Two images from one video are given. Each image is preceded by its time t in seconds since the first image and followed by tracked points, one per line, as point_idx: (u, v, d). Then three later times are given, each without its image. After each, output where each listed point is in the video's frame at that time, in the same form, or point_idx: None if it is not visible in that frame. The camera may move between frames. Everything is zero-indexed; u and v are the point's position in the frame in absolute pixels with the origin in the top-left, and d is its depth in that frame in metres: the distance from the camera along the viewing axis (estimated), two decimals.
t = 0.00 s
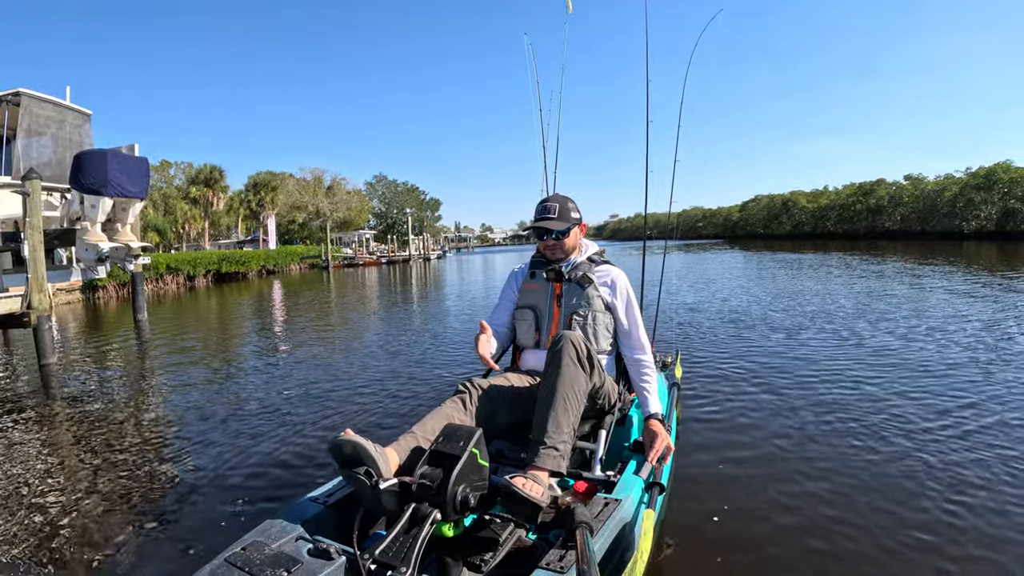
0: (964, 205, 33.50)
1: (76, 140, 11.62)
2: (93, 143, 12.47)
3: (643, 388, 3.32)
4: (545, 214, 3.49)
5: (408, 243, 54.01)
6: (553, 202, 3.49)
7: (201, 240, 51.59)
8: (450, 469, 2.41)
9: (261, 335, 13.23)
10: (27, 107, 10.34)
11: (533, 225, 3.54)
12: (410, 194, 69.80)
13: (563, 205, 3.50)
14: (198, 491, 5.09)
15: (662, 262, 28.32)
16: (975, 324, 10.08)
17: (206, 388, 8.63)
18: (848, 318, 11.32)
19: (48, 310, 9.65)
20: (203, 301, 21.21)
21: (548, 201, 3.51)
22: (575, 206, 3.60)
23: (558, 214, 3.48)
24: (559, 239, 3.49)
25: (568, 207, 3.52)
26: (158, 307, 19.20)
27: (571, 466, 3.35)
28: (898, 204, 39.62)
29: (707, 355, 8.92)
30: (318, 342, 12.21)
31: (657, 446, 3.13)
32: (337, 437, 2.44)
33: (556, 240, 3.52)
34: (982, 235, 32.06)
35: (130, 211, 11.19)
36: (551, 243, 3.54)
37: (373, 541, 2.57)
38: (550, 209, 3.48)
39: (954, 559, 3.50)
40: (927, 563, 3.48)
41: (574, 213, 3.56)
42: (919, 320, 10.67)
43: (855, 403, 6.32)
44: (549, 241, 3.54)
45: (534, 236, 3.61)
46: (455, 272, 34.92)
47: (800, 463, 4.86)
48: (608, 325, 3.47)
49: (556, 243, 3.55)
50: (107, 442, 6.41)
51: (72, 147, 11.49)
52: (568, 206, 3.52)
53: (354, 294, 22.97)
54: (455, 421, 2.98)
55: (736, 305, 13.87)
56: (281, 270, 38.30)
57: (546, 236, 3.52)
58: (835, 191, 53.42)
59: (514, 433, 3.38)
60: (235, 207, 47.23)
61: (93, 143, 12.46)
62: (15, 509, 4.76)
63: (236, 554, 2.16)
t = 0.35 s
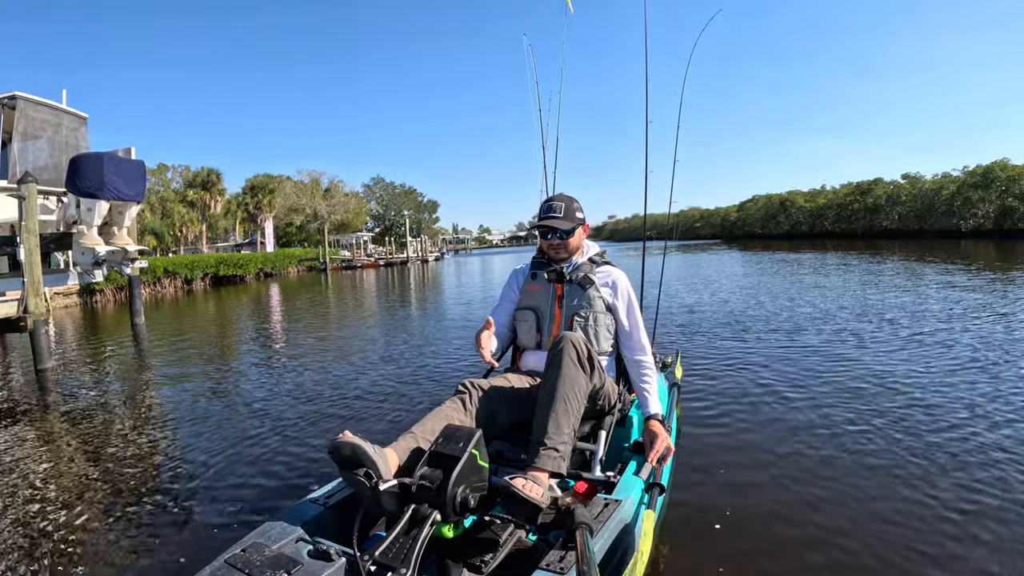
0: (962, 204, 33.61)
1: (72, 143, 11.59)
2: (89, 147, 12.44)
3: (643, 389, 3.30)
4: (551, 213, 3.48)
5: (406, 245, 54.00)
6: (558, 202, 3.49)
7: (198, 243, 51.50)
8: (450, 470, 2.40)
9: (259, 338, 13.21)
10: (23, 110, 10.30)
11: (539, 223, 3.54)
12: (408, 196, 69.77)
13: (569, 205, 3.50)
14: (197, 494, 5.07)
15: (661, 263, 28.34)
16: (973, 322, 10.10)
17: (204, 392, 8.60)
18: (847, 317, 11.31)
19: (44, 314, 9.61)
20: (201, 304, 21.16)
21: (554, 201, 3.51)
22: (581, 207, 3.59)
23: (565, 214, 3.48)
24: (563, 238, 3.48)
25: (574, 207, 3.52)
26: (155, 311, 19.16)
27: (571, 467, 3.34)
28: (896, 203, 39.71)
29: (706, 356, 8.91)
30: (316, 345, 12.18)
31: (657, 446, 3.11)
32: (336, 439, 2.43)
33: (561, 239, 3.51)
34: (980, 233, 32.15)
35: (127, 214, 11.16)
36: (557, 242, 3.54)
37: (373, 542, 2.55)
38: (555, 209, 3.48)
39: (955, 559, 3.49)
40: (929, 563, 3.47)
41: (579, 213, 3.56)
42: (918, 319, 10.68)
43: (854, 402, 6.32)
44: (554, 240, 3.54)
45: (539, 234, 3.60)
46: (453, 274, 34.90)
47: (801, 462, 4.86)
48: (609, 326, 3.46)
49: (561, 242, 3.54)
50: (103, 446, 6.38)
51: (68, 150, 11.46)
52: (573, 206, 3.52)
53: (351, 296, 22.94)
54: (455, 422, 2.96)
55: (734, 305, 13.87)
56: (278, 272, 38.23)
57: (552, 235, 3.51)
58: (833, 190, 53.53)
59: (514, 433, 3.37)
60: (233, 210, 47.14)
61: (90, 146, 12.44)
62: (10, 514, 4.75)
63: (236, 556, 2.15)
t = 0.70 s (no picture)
0: (959, 205, 33.76)
1: (67, 140, 11.52)
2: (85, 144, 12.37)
3: (643, 390, 3.30)
4: (552, 213, 3.48)
5: (403, 243, 53.90)
6: (559, 202, 3.49)
7: (194, 241, 51.27)
8: (450, 471, 2.40)
9: (255, 336, 13.16)
10: (19, 107, 10.23)
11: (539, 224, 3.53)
12: (405, 195, 69.63)
13: (569, 205, 3.50)
14: (193, 493, 5.05)
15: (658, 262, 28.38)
16: (969, 324, 10.16)
17: (200, 390, 8.55)
18: (844, 318, 11.36)
19: (39, 312, 9.57)
20: (196, 302, 21.07)
21: (554, 200, 3.51)
22: (581, 207, 3.59)
23: (565, 214, 3.48)
24: (564, 239, 3.48)
25: (574, 208, 3.52)
26: (151, 309, 19.03)
27: (571, 468, 3.34)
28: (892, 204, 39.84)
29: (704, 356, 8.91)
30: (312, 343, 12.14)
31: (658, 447, 3.11)
32: (336, 439, 2.42)
33: (561, 240, 3.51)
34: (977, 234, 32.28)
35: (123, 212, 11.10)
36: (557, 243, 3.53)
37: (373, 543, 2.55)
38: (555, 208, 3.48)
39: (952, 559, 3.51)
40: (927, 564, 3.49)
41: (579, 214, 3.56)
42: (914, 320, 10.73)
43: (851, 403, 6.34)
44: (554, 241, 3.53)
45: (539, 235, 3.59)
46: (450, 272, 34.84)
47: (798, 463, 4.88)
48: (609, 327, 3.45)
49: (560, 243, 3.53)
50: (99, 445, 6.35)
51: (63, 147, 11.39)
52: (574, 207, 3.52)
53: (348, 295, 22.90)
54: (456, 422, 2.96)
55: (732, 305, 13.90)
56: (275, 271, 38.11)
57: (552, 236, 3.50)
58: (830, 191, 53.65)
59: (514, 434, 3.37)
60: (229, 208, 46.95)
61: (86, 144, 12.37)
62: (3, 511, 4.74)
63: (237, 556, 2.14)
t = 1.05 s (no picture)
0: (955, 206, 33.87)
1: (63, 138, 11.47)
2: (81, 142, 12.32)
3: (641, 389, 3.29)
4: (540, 211, 3.45)
5: (400, 242, 53.82)
6: (548, 200, 3.46)
7: (190, 240, 51.08)
8: (450, 470, 2.39)
9: (252, 336, 13.12)
10: (14, 104, 10.16)
11: (528, 223, 3.51)
12: (402, 194, 69.51)
13: (558, 203, 3.47)
14: (190, 493, 5.03)
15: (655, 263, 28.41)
16: (966, 324, 10.18)
17: (197, 390, 8.51)
18: (841, 318, 11.38)
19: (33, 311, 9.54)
20: (193, 301, 21.00)
21: (542, 199, 3.48)
22: (570, 206, 3.58)
23: (554, 212, 3.44)
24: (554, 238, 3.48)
25: (564, 207, 3.50)
26: (146, 308, 18.94)
27: (571, 467, 3.34)
28: (889, 205, 39.94)
29: (702, 356, 8.91)
30: (309, 343, 12.11)
31: (658, 447, 3.11)
32: (336, 439, 2.41)
33: (551, 237, 3.49)
34: (973, 235, 32.38)
35: (118, 210, 11.05)
36: (547, 241, 3.52)
37: (373, 543, 2.54)
38: (543, 207, 3.44)
39: (948, 559, 3.52)
40: (924, 563, 3.50)
41: (569, 212, 3.54)
42: (911, 320, 10.77)
43: (848, 403, 6.36)
44: (544, 238, 3.52)
45: (529, 234, 3.58)
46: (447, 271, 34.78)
47: (796, 463, 4.89)
48: (607, 325, 3.45)
49: (550, 241, 3.52)
50: (94, 444, 6.32)
51: (59, 145, 11.34)
52: (563, 205, 3.50)
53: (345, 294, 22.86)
54: (455, 422, 2.95)
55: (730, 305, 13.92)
56: (271, 270, 37.99)
57: (542, 232, 3.49)
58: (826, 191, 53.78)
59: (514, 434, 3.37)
60: (225, 206, 46.80)
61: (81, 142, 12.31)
62: None
63: (236, 556, 2.13)
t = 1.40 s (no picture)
0: (952, 208, 34.01)
1: (59, 134, 11.41)
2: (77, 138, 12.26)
3: (638, 388, 3.28)
4: (535, 212, 3.43)
5: (397, 241, 53.71)
6: (543, 201, 3.43)
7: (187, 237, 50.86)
8: (449, 470, 2.39)
9: (248, 333, 13.10)
10: (11, 100, 10.10)
11: (524, 223, 3.50)
12: (400, 193, 69.37)
13: (553, 203, 3.45)
14: (186, 491, 5.01)
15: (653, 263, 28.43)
16: (962, 326, 10.23)
17: (193, 388, 8.46)
18: (838, 320, 11.42)
19: (28, 308, 9.50)
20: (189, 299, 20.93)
21: (538, 199, 3.45)
22: (566, 206, 3.57)
23: (549, 212, 3.43)
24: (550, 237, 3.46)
25: (559, 207, 3.49)
26: (142, 305, 18.87)
27: (571, 467, 3.34)
28: (886, 206, 40.05)
29: (700, 357, 8.91)
30: (306, 341, 12.09)
31: (657, 447, 3.11)
32: (334, 438, 2.40)
33: (546, 237, 3.47)
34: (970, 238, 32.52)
35: (114, 207, 10.99)
36: (542, 241, 3.49)
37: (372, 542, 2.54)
38: (539, 207, 3.42)
39: (945, 561, 3.54)
40: (922, 565, 3.51)
41: (565, 213, 3.53)
42: (908, 322, 10.79)
43: (845, 404, 6.38)
44: (539, 238, 3.49)
45: (524, 234, 3.57)
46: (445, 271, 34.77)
47: (793, 465, 4.90)
48: (604, 324, 3.45)
49: (546, 241, 3.49)
50: (88, 442, 6.29)
51: (55, 141, 11.27)
52: (558, 205, 3.48)
53: (342, 292, 22.82)
54: (455, 422, 2.95)
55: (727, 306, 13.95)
56: (268, 268, 37.90)
57: (538, 233, 3.47)
58: (823, 192, 53.92)
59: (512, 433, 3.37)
60: (223, 203, 46.63)
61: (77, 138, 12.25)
62: None
63: (236, 556, 2.12)
